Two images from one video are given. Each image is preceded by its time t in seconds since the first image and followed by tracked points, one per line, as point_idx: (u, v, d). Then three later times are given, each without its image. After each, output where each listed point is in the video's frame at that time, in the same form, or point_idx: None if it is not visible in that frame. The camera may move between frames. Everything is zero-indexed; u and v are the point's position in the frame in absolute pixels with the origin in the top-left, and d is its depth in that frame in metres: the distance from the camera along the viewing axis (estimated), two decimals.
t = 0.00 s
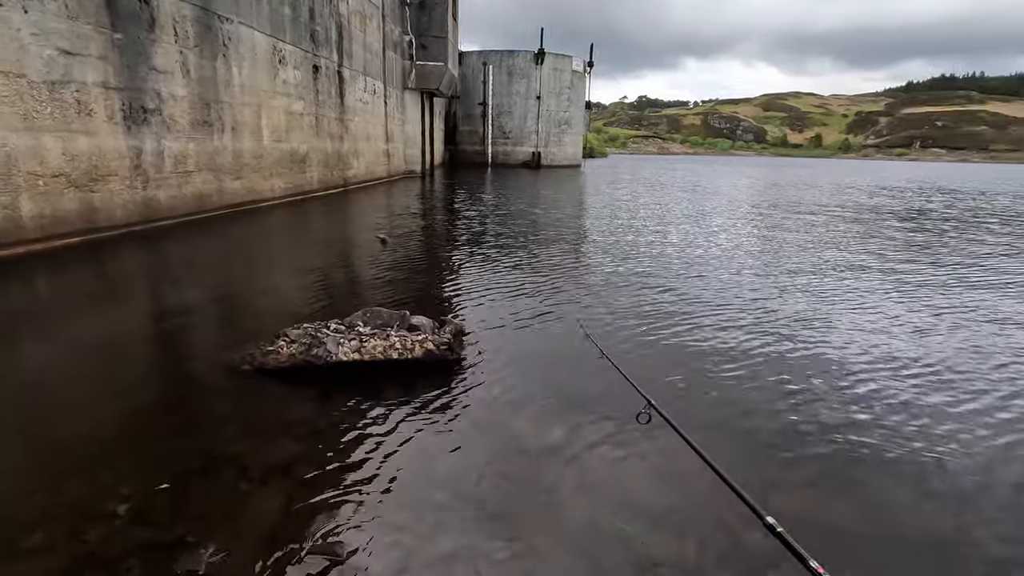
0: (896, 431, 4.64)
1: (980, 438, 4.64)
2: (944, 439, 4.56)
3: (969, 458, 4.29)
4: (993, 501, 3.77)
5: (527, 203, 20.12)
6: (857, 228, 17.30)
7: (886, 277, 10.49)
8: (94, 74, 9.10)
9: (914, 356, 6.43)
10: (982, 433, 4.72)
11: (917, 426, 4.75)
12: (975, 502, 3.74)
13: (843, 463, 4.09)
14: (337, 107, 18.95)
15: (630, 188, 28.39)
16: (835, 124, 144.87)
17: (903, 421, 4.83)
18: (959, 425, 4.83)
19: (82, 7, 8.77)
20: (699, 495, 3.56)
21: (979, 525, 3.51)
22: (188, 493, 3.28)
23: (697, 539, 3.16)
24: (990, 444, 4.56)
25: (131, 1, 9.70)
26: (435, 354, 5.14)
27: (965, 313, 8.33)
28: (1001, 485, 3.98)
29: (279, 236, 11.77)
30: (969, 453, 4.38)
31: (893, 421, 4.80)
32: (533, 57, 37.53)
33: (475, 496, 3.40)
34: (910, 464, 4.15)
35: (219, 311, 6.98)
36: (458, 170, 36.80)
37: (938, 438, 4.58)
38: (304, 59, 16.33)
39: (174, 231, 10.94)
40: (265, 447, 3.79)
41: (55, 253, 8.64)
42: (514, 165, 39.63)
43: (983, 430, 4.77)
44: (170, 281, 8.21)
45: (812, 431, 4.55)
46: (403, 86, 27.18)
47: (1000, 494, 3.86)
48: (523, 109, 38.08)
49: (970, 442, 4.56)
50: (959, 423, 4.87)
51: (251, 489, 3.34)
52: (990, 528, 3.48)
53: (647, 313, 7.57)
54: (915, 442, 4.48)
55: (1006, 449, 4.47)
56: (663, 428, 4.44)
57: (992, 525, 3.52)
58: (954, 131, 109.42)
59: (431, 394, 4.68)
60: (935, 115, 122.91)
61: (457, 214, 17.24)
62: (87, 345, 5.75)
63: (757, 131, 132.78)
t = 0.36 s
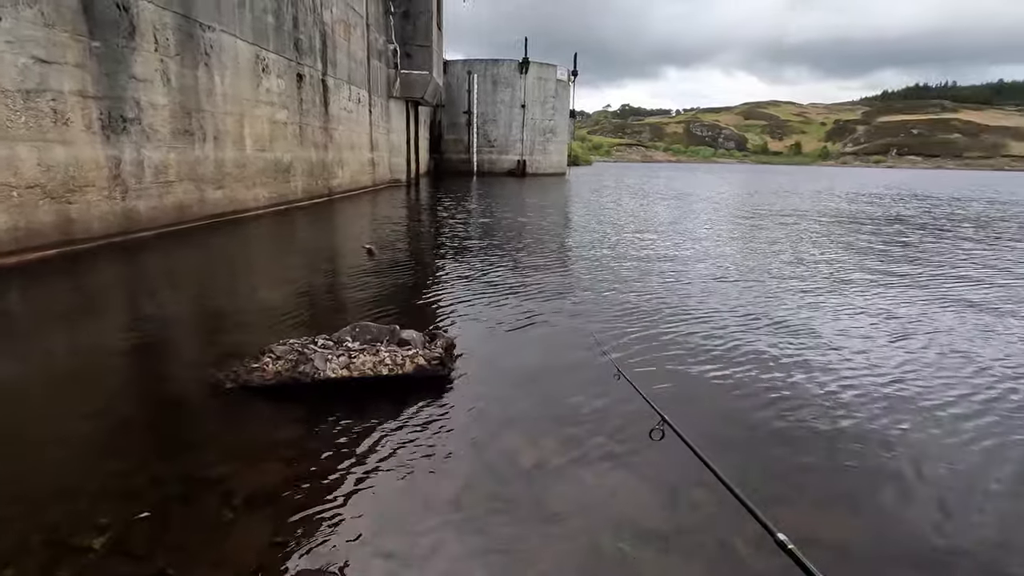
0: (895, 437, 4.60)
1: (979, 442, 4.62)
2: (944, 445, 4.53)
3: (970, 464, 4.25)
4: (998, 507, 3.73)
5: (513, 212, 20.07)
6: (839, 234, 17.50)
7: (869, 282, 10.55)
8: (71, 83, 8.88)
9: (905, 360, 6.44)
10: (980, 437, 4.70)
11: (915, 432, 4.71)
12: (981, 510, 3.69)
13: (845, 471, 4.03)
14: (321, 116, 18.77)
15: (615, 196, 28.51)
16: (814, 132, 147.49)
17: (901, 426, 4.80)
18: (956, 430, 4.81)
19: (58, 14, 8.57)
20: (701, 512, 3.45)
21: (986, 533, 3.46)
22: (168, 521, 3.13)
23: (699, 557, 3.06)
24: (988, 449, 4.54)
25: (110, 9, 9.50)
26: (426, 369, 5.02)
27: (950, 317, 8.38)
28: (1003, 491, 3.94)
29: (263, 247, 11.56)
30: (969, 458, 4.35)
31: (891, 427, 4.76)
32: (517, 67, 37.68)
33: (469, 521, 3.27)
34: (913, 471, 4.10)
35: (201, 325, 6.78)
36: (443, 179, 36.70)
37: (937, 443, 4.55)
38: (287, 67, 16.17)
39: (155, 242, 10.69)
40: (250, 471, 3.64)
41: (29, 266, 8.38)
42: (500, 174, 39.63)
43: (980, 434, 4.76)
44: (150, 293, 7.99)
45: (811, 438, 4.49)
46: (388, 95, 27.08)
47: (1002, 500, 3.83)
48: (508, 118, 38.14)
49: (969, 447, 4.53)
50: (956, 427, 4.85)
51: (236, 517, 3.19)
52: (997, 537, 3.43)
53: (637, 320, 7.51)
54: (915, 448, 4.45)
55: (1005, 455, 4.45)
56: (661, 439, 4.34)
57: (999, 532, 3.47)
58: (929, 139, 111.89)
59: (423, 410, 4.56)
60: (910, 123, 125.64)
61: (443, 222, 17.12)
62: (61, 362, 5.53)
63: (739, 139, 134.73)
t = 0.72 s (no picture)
0: (876, 449, 4.61)
1: (959, 453, 4.65)
2: (926, 456, 4.55)
3: (951, 475, 4.27)
4: (979, 518, 3.73)
5: (498, 225, 20.09)
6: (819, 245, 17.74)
7: (849, 293, 10.68)
8: (47, 97, 8.75)
9: (885, 370, 6.49)
10: (960, 448, 4.73)
11: (896, 443, 4.73)
12: (962, 521, 3.70)
13: (825, 484, 4.03)
14: (304, 130, 18.71)
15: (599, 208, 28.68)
16: (794, 145, 150.26)
17: (881, 438, 4.81)
18: (936, 440, 4.84)
19: (34, 28, 8.46)
20: (681, 530, 3.42)
21: (967, 545, 3.45)
22: (134, 549, 3.04)
23: None
24: (968, 459, 4.56)
25: (88, 23, 9.41)
26: (404, 387, 4.97)
27: (928, 326, 8.50)
28: (984, 502, 3.96)
29: (243, 261, 11.42)
30: (950, 469, 4.37)
31: (872, 438, 4.78)
32: (502, 81, 37.98)
33: (446, 543, 3.21)
34: (894, 484, 4.10)
35: (178, 342, 6.66)
36: (429, 192, 36.70)
37: (918, 454, 4.56)
38: (270, 82, 16.12)
39: (133, 258, 10.52)
40: (221, 495, 3.54)
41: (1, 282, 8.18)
42: (485, 187, 39.75)
43: (960, 445, 4.78)
44: (126, 310, 7.85)
45: (792, 451, 4.49)
46: (372, 108, 27.10)
47: (983, 511, 3.84)
48: (493, 132, 38.35)
49: (949, 457, 4.55)
50: (937, 438, 4.88)
51: (204, 543, 3.10)
52: (978, 548, 3.43)
53: (620, 332, 7.51)
54: (896, 460, 4.45)
55: (985, 465, 4.47)
56: (641, 454, 4.32)
57: (981, 544, 3.47)
58: (905, 152, 114.44)
59: (400, 429, 4.50)
60: (887, 137, 128.46)
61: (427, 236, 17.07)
62: (31, 381, 5.39)
63: (721, 152, 136.73)
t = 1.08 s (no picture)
0: (858, 458, 4.63)
1: (941, 460, 4.68)
2: (907, 464, 4.58)
3: (933, 484, 4.30)
4: (960, 528, 3.76)
5: (484, 234, 20.11)
6: (802, 253, 17.97)
7: (830, 300, 10.81)
8: (23, 108, 8.63)
9: (867, 377, 6.55)
10: (941, 455, 4.77)
11: (879, 452, 4.75)
12: (944, 531, 3.71)
13: (805, 494, 4.05)
14: (289, 140, 18.63)
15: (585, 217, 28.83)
16: (777, 154, 152.59)
17: (864, 447, 4.83)
18: (918, 448, 4.87)
19: (10, 39, 8.35)
20: (664, 547, 3.40)
21: (950, 556, 3.46)
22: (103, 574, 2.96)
23: None
24: (950, 466, 4.59)
25: (66, 33, 9.31)
26: (384, 402, 4.93)
27: (908, 333, 8.61)
28: (966, 510, 3.98)
29: (226, 273, 11.29)
30: (932, 477, 4.40)
31: (853, 446, 4.82)
32: (488, 91, 38.16)
33: (425, 562, 3.18)
34: (877, 493, 4.12)
35: (156, 356, 6.56)
36: (415, 201, 36.65)
37: (900, 463, 4.59)
38: (253, 92, 16.04)
39: (111, 270, 10.36)
40: (194, 516, 3.47)
41: None
42: (471, 197, 39.81)
43: (941, 452, 4.82)
44: (104, 323, 7.71)
45: (775, 462, 4.50)
46: (358, 118, 27.08)
47: (965, 519, 3.86)
48: (479, 141, 38.48)
49: (931, 465, 4.58)
50: (919, 446, 4.92)
51: (176, 566, 3.04)
52: (960, 558, 3.45)
53: (604, 341, 7.51)
54: (877, 468, 4.49)
55: (967, 472, 4.50)
56: (625, 467, 4.29)
57: (963, 555, 3.48)
58: (885, 161, 116.58)
59: (380, 445, 4.45)
60: (867, 146, 130.82)
61: (413, 246, 17.01)
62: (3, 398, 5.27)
63: (705, 161, 138.33)
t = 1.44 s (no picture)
0: (841, 464, 4.71)
1: (920, 466, 4.78)
2: (888, 470, 4.66)
3: (913, 489, 4.39)
4: (939, 533, 3.84)
5: (470, 243, 20.12)
6: (784, 260, 18.24)
7: (812, 307, 10.97)
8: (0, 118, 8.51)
9: (848, 384, 6.66)
10: (920, 460, 4.87)
11: (860, 457, 4.84)
12: (923, 536, 3.79)
13: (785, 500, 4.13)
14: (273, 149, 18.53)
15: (571, 225, 28.97)
16: (759, 162, 154.92)
17: (845, 453, 4.91)
18: (898, 454, 4.96)
19: None
20: (650, 557, 3.42)
21: (929, 562, 3.54)
22: None
23: None
24: (929, 471, 4.69)
25: (46, 42, 9.21)
26: (370, 415, 4.93)
27: (887, 339, 8.78)
28: (945, 515, 4.07)
29: (209, 283, 11.17)
30: (912, 483, 4.48)
31: (833, 452, 4.92)
32: (473, 100, 38.29)
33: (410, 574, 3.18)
34: (858, 500, 4.20)
35: (137, 369, 6.47)
36: (401, 210, 36.56)
37: (881, 469, 4.68)
38: (237, 101, 15.96)
39: (91, 281, 10.20)
40: (177, 533, 3.43)
41: None
42: (457, 205, 39.84)
43: (921, 458, 4.91)
44: (84, 336, 7.60)
45: (759, 469, 4.56)
46: (342, 127, 27.00)
47: (940, 523, 3.96)
48: (465, 150, 38.57)
49: (911, 471, 4.68)
50: (899, 451, 5.01)
51: None
52: (938, 563, 3.53)
53: (590, 350, 7.57)
54: (855, 473, 4.59)
55: (945, 477, 4.60)
56: (611, 477, 4.31)
57: (942, 559, 3.56)
58: (864, 169, 118.77)
59: (365, 457, 4.44)
60: (846, 154, 133.24)
61: (399, 254, 16.97)
62: None
63: (689, 169, 139.88)
